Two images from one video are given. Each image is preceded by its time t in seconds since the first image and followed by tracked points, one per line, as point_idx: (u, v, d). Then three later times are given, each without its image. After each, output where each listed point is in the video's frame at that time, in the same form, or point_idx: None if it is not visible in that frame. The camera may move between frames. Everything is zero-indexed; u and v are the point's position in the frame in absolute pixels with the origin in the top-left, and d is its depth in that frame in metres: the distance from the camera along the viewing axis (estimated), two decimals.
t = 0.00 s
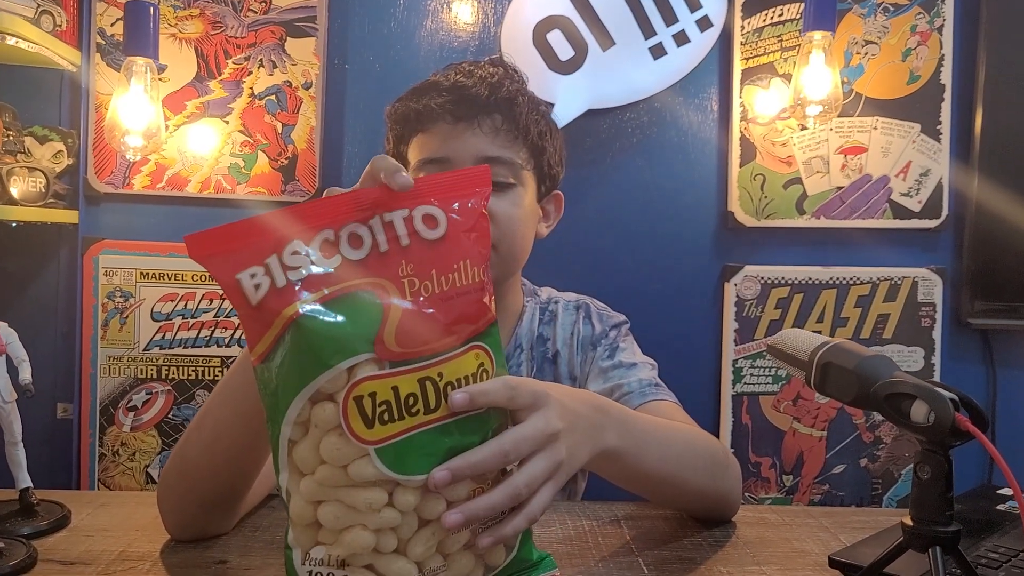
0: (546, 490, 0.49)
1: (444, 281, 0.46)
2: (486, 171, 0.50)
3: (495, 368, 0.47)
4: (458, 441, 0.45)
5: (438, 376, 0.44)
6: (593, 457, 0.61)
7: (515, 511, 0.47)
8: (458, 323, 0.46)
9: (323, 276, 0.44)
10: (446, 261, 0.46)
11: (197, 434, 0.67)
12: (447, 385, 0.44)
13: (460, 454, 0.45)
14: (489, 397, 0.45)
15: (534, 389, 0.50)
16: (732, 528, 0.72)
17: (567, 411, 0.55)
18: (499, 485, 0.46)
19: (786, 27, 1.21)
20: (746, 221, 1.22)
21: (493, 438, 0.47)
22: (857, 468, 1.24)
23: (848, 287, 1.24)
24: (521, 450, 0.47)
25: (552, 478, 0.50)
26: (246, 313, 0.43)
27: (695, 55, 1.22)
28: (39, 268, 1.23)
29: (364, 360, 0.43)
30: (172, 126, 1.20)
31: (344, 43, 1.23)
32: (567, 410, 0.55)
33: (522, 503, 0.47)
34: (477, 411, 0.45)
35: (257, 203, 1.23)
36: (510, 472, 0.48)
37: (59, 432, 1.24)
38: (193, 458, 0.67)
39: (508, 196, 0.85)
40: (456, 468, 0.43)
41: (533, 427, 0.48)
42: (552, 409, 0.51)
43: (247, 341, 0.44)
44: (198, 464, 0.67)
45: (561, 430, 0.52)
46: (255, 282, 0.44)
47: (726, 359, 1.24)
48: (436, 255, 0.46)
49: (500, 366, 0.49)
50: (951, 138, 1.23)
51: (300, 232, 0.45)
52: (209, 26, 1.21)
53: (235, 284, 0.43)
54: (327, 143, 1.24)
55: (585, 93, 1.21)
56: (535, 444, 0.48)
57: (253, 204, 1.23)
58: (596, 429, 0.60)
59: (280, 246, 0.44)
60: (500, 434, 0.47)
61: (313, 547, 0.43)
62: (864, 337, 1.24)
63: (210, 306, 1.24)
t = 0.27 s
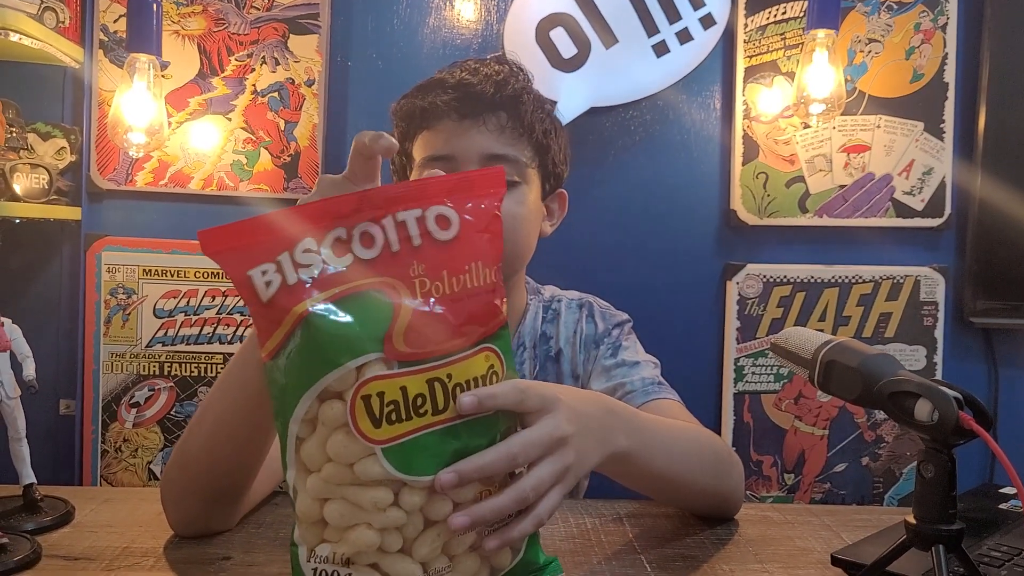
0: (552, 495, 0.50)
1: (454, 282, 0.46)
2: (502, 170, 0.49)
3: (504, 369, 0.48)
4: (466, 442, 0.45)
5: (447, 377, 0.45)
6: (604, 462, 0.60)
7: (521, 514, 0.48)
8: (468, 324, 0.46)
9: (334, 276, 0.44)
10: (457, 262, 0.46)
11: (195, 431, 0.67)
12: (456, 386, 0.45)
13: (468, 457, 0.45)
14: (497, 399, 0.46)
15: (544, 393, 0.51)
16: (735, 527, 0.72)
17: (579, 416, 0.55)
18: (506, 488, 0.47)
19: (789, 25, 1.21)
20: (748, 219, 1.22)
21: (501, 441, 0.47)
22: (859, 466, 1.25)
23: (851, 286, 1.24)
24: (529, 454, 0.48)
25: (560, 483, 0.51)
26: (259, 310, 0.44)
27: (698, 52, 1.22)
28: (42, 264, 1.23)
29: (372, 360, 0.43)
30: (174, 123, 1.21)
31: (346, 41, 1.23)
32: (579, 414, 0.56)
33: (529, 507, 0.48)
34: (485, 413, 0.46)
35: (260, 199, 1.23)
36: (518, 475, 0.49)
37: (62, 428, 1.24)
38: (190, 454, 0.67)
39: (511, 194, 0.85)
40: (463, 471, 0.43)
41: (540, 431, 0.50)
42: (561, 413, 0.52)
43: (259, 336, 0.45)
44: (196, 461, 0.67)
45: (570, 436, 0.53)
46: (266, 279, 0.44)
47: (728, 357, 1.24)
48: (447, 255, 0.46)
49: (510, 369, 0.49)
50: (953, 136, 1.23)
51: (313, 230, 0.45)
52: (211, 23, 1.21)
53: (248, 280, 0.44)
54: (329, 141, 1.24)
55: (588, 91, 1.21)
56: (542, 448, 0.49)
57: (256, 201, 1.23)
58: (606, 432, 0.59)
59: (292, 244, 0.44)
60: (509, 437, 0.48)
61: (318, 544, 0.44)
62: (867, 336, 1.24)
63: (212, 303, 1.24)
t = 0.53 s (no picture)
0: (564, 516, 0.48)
1: (489, 300, 0.42)
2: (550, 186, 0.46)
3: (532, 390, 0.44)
4: (484, 463, 0.43)
5: (472, 398, 0.42)
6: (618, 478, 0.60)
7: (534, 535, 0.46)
8: (501, 345, 0.43)
9: (366, 284, 0.41)
10: (494, 278, 0.43)
11: (197, 426, 0.67)
12: (481, 407, 0.42)
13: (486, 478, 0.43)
14: (522, 424, 0.42)
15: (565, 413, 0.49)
16: (735, 525, 0.72)
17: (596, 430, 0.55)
18: (519, 509, 0.45)
19: (790, 25, 1.21)
20: (748, 218, 1.22)
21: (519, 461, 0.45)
22: (857, 465, 1.25)
23: (850, 285, 1.24)
24: (546, 475, 0.46)
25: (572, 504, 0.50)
26: (288, 313, 0.42)
27: (699, 51, 1.22)
28: (41, 261, 1.23)
29: (398, 376, 0.41)
30: (174, 120, 1.20)
31: (347, 39, 1.23)
32: (596, 429, 0.55)
33: (541, 529, 0.46)
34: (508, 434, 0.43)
35: (260, 197, 1.23)
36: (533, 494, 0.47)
37: (60, 425, 1.24)
38: (194, 450, 0.68)
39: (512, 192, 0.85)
40: (478, 491, 0.41)
41: (559, 452, 0.48)
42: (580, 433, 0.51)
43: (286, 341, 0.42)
44: (199, 457, 0.67)
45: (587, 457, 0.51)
46: (298, 282, 0.42)
47: (728, 356, 1.24)
48: (485, 270, 0.43)
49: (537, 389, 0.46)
50: (953, 136, 1.23)
51: (349, 233, 0.42)
52: (211, 20, 1.20)
53: (280, 282, 0.42)
54: (329, 138, 1.24)
55: (589, 89, 1.21)
56: (559, 469, 0.48)
57: (256, 198, 1.23)
58: (625, 446, 0.59)
59: (326, 247, 0.42)
60: (527, 458, 0.46)
61: (325, 548, 0.42)
62: (865, 335, 1.25)
63: (211, 301, 1.24)
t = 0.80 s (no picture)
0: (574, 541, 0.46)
1: (518, 318, 0.40)
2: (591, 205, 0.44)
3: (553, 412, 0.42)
4: (499, 483, 0.40)
5: (493, 416, 0.39)
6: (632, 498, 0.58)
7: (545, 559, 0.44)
8: (527, 365, 0.40)
9: (393, 293, 0.39)
10: (525, 295, 0.41)
11: (198, 425, 0.68)
12: (501, 426, 0.39)
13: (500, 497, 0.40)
14: (540, 447, 0.40)
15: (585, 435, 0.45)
16: (736, 526, 0.72)
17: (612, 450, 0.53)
18: (530, 531, 0.42)
19: (790, 27, 1.21)
20: (748, 219, 1.23)
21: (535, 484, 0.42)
22: (857, 467, 1.25)
23: (849, 287, 1.24)
24: (561, 499, 0.43)
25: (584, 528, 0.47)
26: (312, 316, 0.40)
27: (699, 53, 1.22)
28: (41, 260, 1.23)
29: (419, 390, 0.38)
30: (175, 119, 1.20)
31: (348, 39, 1.23)
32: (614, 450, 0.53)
33: (551, 552, 0.44)
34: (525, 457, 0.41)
35: (261, 196, 1.23)
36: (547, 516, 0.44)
37: (59, 424, 1.24)
38: (196, 448, 0.68)
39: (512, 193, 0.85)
40: (491, 511, 0.39)
41: (576, 476, 0.45)
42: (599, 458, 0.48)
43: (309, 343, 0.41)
44: (202, 455, 0.67)
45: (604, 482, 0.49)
46: (325, 286, 0.40)
47: (727, 357, 1.24)
48: (518, 289, 0.40)
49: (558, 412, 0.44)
50: (952, 138, 1.24)
51: (381, 239, 0.40)
52: (213, 20, 1.20)
53: (308, 284, 0.40)
54: (330, 139, 1.24)
55: (590, 90, 1.21)
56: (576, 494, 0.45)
57: (256, 197, 1.23)
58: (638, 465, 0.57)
59: (357, 252, 0.40)
60: (542, 481, 0.43)
61: (332, 552, 0.40)
62: (865, 337, 1.25)
63: (211, 300, 1.24)
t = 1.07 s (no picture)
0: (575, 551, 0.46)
1: (529, 328, 0.40)
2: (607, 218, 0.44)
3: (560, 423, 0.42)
4: (504, 492, 0.40)
5: (499, 427, 0.39)
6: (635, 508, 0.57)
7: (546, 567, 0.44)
8: (536, 376, 0.40)
9: (403, 299, 0.39)
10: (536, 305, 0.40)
11: (194, 424, 0.68)
12: (507, 437, 0.39)
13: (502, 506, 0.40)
14: (545, 458, 0.40)
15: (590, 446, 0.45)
16: (734, 528, 0.72)
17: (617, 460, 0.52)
18: (532, 540, 0.42)
19: (789, 27, 1.21)
20: (746, 220, 1.23)
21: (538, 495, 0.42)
22: (855, 467, 1.25)
23: (848, 287, 1.24)
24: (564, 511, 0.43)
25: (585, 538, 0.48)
26: (322, 321, 0.40)
27: (698, 53, 1.22)
28: (40, 260, 1.23)
29: (427, 399, 0.38)
30: (175, 119, 1.20)
31: (347, 40, 1.23)
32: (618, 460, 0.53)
33: (551, 561, 0.44)
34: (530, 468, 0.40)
35: (260, 196, 1.23)
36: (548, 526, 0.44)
37: (59, 423, 1.24)
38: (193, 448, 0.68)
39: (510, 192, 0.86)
40: (494, 520, 0.39)
41: (580, 486, 0.45)
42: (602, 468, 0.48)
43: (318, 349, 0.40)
44: (199, 455, 0.67)
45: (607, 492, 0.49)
46: (337, 291, 0.40)
47: (726, 357, 1.24)
48: (530, 298, 0.40)
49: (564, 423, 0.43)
50: (951, 139, 1.24)
51: (393, 245, 0.40)
52: (212, 20, 1.21)
53: (319, 288, 0.40)
54: (329, 139, 1.24)
55: (588, 91, 1.21)
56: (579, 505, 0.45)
57: (256, 197, 1.23)
58: (641, 475, 0.57)
59: (369, 258, 0.40)
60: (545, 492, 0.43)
61: (333, 554, 0.40)
62: (863, 337, 1.25)
63: (210, 300, 1.24)
